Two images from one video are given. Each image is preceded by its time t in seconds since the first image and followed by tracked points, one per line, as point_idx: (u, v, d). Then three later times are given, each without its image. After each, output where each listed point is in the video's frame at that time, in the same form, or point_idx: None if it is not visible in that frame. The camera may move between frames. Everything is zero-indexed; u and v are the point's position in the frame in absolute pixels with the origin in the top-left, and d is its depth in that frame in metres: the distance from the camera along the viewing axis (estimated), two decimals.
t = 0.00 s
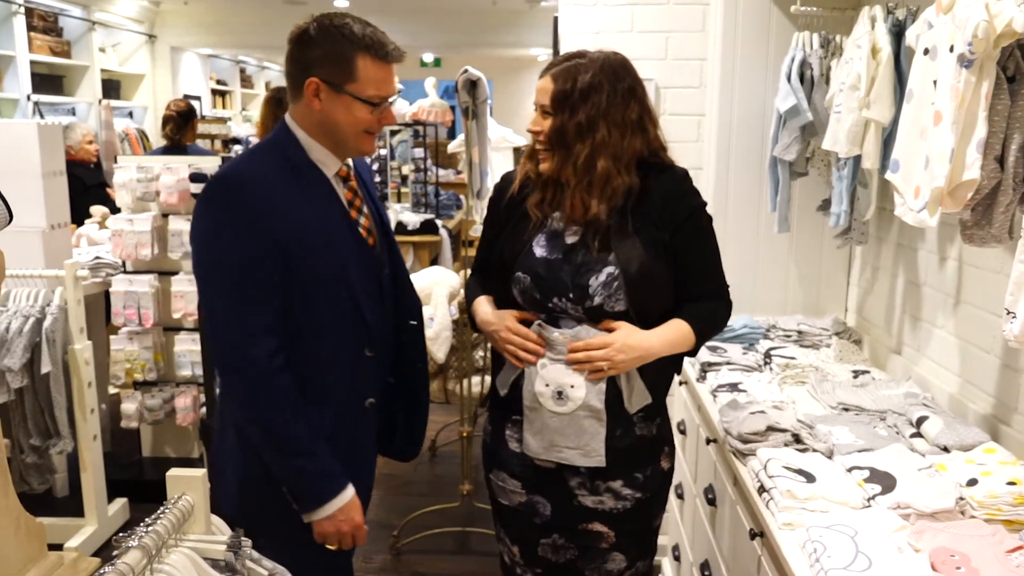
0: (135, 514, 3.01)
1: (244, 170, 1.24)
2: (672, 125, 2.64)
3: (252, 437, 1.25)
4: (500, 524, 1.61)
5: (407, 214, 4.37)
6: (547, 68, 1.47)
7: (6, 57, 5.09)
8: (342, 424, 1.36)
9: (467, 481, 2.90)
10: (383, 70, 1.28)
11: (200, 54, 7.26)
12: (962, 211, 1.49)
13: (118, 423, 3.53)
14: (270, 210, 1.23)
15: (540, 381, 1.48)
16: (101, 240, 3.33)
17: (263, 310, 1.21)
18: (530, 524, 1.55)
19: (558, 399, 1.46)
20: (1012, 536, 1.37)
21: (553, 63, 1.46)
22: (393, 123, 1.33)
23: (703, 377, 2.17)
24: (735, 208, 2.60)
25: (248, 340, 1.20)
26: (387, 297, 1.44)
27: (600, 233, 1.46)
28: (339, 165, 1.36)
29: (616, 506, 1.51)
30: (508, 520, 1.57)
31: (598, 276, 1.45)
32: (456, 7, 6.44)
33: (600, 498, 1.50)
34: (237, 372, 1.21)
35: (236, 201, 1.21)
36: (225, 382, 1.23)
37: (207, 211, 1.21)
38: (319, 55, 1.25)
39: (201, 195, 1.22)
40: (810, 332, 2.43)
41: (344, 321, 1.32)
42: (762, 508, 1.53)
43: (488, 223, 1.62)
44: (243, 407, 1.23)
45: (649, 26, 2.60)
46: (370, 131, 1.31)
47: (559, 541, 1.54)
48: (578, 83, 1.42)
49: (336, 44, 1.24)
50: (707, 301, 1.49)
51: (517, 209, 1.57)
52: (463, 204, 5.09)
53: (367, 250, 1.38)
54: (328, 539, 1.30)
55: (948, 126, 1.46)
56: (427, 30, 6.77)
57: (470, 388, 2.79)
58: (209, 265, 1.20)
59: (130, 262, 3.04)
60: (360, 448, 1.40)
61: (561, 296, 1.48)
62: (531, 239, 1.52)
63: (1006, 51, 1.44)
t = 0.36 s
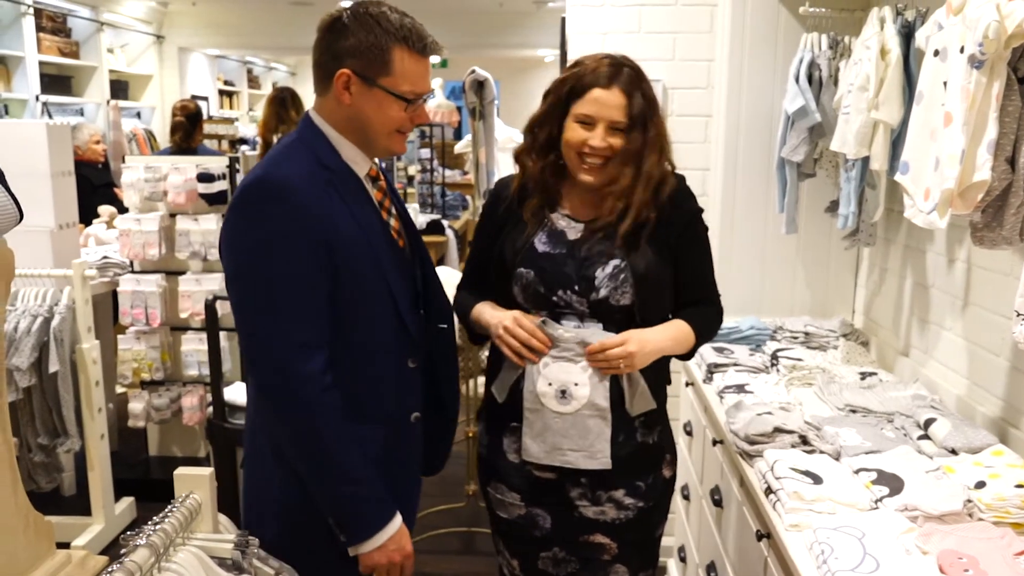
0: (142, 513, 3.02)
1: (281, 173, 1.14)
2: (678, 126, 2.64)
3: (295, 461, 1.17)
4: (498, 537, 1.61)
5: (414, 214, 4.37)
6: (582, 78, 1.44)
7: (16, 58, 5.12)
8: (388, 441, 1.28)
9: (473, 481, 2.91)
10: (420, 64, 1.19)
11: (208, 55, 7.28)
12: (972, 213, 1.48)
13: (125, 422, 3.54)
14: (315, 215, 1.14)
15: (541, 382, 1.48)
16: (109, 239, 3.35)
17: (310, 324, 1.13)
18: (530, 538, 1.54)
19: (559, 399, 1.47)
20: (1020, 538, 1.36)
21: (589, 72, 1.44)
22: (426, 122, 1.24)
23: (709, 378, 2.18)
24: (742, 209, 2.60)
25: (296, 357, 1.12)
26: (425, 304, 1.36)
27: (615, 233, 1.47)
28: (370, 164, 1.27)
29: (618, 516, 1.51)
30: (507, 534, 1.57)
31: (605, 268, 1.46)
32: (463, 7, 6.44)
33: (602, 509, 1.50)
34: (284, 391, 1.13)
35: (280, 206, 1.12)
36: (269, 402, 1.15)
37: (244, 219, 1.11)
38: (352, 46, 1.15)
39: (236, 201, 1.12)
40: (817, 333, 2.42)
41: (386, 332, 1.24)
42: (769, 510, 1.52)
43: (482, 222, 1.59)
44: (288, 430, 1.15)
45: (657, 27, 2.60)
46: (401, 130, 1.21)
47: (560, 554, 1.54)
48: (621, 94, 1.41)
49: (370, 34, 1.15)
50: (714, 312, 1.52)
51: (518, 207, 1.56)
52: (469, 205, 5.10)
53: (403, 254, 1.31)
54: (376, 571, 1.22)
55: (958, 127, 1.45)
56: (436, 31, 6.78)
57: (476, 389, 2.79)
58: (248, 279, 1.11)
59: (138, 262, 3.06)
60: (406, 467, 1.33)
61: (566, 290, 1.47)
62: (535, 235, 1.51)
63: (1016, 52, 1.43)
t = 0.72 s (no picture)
0: (135, 511, 3.02)
1: (282, 170, 1.09)
2: (672, 127, 2.65)
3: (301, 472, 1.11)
4: (491, 543, 1.57)
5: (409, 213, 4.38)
6: (587, 85, 1.43)
7: (10, 55, 5.11)
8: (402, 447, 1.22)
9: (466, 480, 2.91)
10: (423, 61, 1.17)
11: (204, 53, 7.28)
12: (963, 214, 1.49)
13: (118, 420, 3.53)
14: (317, 212, 1.08)
15: (578, 353, 1.44)
16: (102, 237, 3.34)
17: (314, 328, 1.06)
18: (529, 542, 1.52)
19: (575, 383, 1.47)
20: (1008, 538, 1.37)
21: (593, 77, 1.43)
22: (427, 120, 1.22)
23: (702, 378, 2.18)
24: (736, 210, 2.61)
25: (300, 364, 1.05)
26: (433, 304, 1.30)
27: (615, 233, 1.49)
28: (371, 163, 1.25)
29: (617, 508, 1.52)
30: (503, 539, 1.54)
31: (604, 269, 1.48)
32: (459, 6, 6.44)
33: (602, 502, 1.51)
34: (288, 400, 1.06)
35: (281, 204, 1.06)
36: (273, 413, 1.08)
37: (245, 220, 1.06)
38: (357, 42, 1.13)
39: (236, 201, 1.06)
40: (810, 334, 2.43)
41: (395, 334, 1.17)
42: (759, 509, 1.53)
43: (467, 226, 1.51)
44: (294, 441, 1.09)
45: (652, 27, 2.61)
46: (403, 128, 1.20)
47: (558, 554, 1.53)
48: (626, 101, 1.45)
49: (376, 31, 1.13)
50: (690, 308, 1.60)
51: (511, 210, 1.51)
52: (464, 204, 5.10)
53: (408, 252, 1.25)
54: None
55: (949, 129, 1.46)
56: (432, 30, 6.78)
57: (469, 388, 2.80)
58: (250, 283, 1.05)
59: (131, 260, 3.06)
60: (420, 476, 1.26)
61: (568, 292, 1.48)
62: (532, 238, 1.48)
63: (1007, 54, 1.44)
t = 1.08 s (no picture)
0: (115, 509, 3.00)
1: (259, 168, 1.08)
2: (655, 123, 2.66)
3: (279, 471, 1.11)
4: (472, 531, 1.57)
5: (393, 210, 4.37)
6: (538, 84, 1.43)
7: None
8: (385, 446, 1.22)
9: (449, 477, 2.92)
10: (400, 53, 1.17)
11: (187, 47, 7.22)
12: (940, 211, 1.51)
13: (99, 417, 3.51)
14: (293, 210, 1.07)
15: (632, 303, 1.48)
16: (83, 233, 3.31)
17: (290, 328, 1.06)
18: (508, 530, 1.52)
19: (552, 381, 1.48)
20: (983, 530, 1.39)
21: (544, 76, 1.43)
22: (408, 113, 1.22)
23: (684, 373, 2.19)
24: (719, 208, 2.62)
25: (275, 363, 1.05)
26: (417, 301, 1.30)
27: (574, 232, 1.53)
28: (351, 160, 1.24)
29: (594, 492, 1.54)
30: (484, 528, 1.54)
31: (574, 267, 1.52)
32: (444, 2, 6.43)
33: (579, 487, 1.53)
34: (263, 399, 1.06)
35: (256, 202, 1.05)
36: (250, 412, 1.08)
37: (221, 217, 1.05)
38: (334, 35, 1.12)
39: (212, 199, 1.06)
40: (792, 330, 2.45)
41: (376, 332, 1.17)
42: (740, 504, 1.54)
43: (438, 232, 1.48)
44: (270, 440, 1.08)
45: (635, 24, 2.61)
46: (384, 121, 1.19)
47: (538, 540, 1.53)
48: (576, 101, 1.46)
49: (353, 24, 1.13)
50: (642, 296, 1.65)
51: (483, 212, 1.49)
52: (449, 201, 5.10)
53: (391, 249, 1.25)
54: None
55: (926, 126, 1.47)
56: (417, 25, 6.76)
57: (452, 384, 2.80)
58: (226, 280, 1.04)
59: (112, 256, 3.03)
60: (404, 475, 1.26)
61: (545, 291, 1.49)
62: (511, 242, 1.48)
63: (984, 52, 1.45)
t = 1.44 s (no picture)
0: (76, 514, 2.95)
1: (216, 169, 1.07)
2: (621, 124, 2.68)
3: (230, 477, 1.09)
4: (438, 527, 1.57)
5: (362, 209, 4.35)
6: (487, 88, 1.44)
7: None
8: (344, 451, 1.21)
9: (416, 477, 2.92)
10: (365, 51, 1.17)
11: (151, 44, 7.11)
12: (896, 211, 1.54)
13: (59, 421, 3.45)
14: (250, 212, 1.07)
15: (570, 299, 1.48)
16: (42, 232, 3.25)
17: (244, 331, 1.05)
18: (475, 524, 1.52)
19: (518, 375, 1.48)
20: (938, 524, 1.41)
21: (492, 79, 1.45)
22: (371, 113, 1.22)
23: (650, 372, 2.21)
24: (684, 207, 2.65)
25: (230, 367, 1.04)
26: (379, 304, 1.30)
27: (531, 223, 1.53)
28: (311, 159, 1.23)
29: (560, 485, 1.55)
30: (450, 524, 1.54)
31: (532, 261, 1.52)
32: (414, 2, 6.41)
33: (545, 480, 1.53)
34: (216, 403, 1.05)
35: (211, 203, 1.04)
36: (201, 416, 1.06)
37: (175, 218, 1.04)
38: (300, 33, 1.11)
39: (166, 199, 1.05)
40: (755, 328, 2.48)
41: (334, 336, 1.16)
42: (702, 500, 1.56)
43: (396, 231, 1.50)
44: (222, 445, 1.07)
45: (601, 25, 2.63)
46: (348, 120, 1.19)
47: (505, 533, 1.53)
48: (524, 104, 1.47)
49: (319, 22, 1.12)
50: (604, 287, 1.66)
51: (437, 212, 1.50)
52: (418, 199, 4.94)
53: (352, 252, 1.25)
54: None
55: (883, 128, 1.50)
56: (388, 25, 6.74)
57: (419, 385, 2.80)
58: (178, 283, 1.03)
59: (73, 256, 2.99)
60: (362, 480, 1.25)
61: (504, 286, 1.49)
62: (470, 240, 1.49)
63: (939, 55, 1.48)
